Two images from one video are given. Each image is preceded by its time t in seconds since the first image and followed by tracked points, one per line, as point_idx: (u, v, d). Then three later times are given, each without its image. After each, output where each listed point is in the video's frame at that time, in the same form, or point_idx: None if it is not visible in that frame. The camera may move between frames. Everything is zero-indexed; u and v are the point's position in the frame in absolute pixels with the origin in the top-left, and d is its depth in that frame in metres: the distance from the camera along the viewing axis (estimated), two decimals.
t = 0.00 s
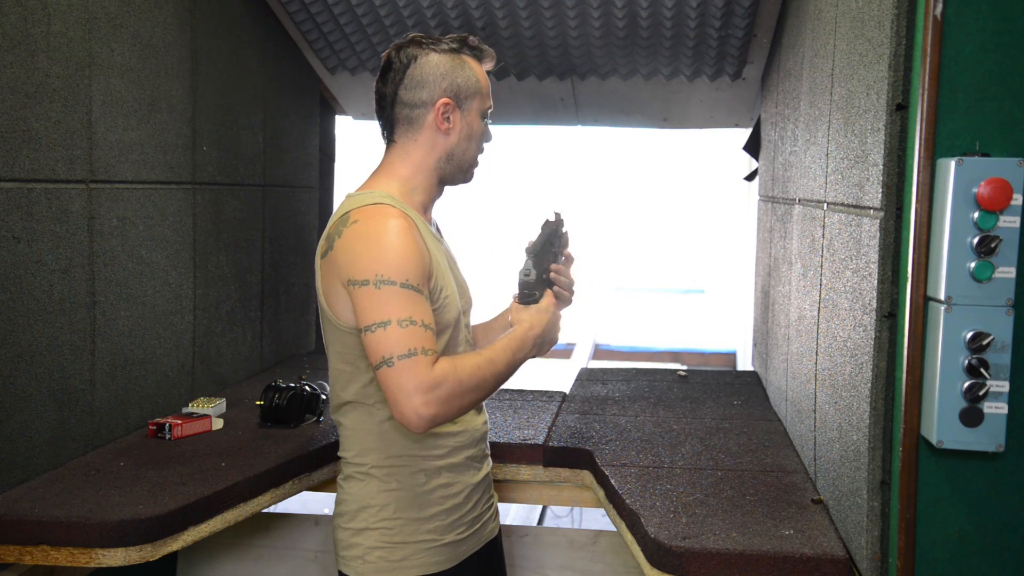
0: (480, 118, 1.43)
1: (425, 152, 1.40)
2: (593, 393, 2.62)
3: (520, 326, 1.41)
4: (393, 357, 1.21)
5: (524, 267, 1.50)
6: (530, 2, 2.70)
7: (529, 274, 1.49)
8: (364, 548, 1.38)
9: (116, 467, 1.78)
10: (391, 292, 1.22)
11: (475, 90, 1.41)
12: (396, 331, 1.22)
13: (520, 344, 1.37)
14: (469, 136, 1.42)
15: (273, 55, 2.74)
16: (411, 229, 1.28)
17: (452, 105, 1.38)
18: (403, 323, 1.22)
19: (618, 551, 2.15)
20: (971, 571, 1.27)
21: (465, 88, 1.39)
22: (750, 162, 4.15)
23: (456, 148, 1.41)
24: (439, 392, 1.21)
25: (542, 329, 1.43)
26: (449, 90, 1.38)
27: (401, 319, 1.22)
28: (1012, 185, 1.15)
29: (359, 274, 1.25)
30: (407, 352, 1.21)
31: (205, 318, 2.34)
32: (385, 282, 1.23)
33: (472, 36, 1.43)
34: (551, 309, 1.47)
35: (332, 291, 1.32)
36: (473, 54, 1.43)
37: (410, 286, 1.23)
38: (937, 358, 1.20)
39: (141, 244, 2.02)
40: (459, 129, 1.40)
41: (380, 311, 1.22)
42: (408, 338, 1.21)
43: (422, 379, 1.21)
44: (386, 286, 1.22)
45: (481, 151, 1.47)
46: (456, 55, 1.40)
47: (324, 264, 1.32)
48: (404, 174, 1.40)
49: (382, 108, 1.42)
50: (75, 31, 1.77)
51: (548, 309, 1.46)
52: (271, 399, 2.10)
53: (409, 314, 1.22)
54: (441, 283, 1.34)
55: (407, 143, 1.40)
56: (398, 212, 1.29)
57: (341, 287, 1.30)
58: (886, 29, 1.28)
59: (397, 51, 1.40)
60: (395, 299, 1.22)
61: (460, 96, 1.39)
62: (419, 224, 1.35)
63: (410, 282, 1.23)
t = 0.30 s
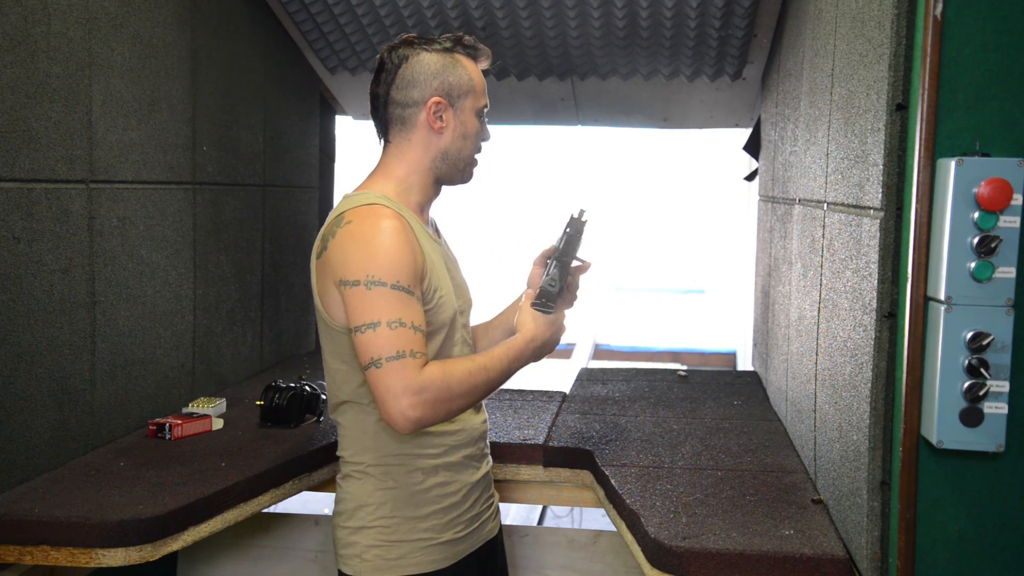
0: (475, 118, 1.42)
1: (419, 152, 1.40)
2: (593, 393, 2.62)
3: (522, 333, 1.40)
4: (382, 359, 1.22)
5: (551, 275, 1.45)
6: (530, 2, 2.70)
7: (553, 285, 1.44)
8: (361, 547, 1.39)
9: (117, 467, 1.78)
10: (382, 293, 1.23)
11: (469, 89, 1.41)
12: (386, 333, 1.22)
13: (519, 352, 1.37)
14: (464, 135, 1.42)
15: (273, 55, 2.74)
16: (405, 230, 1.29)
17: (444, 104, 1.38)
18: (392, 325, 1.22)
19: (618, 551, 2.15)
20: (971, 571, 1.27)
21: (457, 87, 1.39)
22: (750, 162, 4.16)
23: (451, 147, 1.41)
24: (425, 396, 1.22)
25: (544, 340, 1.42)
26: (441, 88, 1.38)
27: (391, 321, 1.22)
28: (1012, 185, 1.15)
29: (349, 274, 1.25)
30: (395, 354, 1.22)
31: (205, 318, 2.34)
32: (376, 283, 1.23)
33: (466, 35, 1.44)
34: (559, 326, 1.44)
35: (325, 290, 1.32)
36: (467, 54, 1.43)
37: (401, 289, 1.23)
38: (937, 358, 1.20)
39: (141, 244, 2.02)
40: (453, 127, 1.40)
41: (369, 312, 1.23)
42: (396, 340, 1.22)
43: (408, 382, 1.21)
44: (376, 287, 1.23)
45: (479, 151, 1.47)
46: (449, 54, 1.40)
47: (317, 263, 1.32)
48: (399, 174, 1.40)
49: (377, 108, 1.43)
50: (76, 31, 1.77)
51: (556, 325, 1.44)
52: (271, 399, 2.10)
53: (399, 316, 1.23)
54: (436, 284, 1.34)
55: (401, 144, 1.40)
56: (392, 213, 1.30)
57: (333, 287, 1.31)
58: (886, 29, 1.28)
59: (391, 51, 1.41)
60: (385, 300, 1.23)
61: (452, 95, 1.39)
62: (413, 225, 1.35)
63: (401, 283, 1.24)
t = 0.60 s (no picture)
0: (470, 117, 1.42)
1: (412, 152, 1.40)
2: (593, 393, 2.62)
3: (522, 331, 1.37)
4: (364, 359, 1.24)
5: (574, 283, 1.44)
6: (531, 2, 2.70)
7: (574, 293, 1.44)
8: (354, 544, 1.40)
9: (116, 467, 1.78)
10: (365, 294, 1.24)
11: (462, 88, 1.41)
12: (369, 334, 1.24)
13: (517, 350, 1.35)
14: (458, 134, 1.41)
15: (273, 55, 2.74)
16: (392, 230, 1.30)
17: (436, 103, 1.39)
18: (376, 325, 1.24)
19: (618, 551, 2.15)
20: (971, 571, 1.27)
21: (450, 86, 1.39)
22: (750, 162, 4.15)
23: (444, 146, 1.41)
24: (408, 396, 1.23)
25: (547, 341, 1.39)
26: (433, 88, 1.38)
27: (374, 321, 1.24)
28: (1012, 185, 1.15)
29: (334, 274, 1.27)
30: (378, 355, 1.23)
31: (205, 318, 2.34)
32: (360, 284, 1.25)
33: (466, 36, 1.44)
34: (567, 332, 1.42)
35: (315, 289, 1.35)
36: (464, 54, 1.43)
37: (384, 289, 1.24)
38: (937, 358, 1.20)
39: (141, 244, 2.02)
40: (445, 126, 1.40)
41: (353, 312, 1.25)
42: (379, 341, 1.24)
43: (391, 381, 1.23)
44: (359, 288, 1.24)
45: (477, 150, 1.46)
46: (444, 55, 1.41)
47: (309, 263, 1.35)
48: (394, 175, 1.41)
49: (373, 108, 1.44)
50: (75, 31, 1.77)
51: (563, 331, 1.41)
52: (271, 400, 2.10)
53: (382, 317, 1.24)
54: (426, 284, 1.35)
55: (395, 143, 1.41)
56: (380, 214, 1.31)
57: (321, 287, 1.33)
58: (887, 29, 1.28)
59: (388, 52, 1.42)
60: (369, 301, 1.24)
61: (444, 94, 1.39)
62: (405, 225, 1.36)
63: (384, 284, 1.25)
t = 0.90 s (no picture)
0: (460, 106, 1.42)
1: (405, 146, 1.41)
2: (593, 393, 2.62)
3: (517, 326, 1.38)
4: (355, 353, 1.25)
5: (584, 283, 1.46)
6: (531, 2, 2.70)
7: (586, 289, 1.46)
8: (352, 543, 1.40)
9: (116, 467, 1.78)
10: (355, 288, 1.25)
11: (448, 78, 1.41)
12: (359, 327, 1.25)
13: (509, 344, 1.35)
14: (450, 124, 1.41)
15: (273, 55, 2.74)
16: (385, 225, 1.30)
17: (422, 94, 1.40)
18: (366, 319, 1.25)
19: (618, 551, 2.15)
20: (971, 571, 1.27)
21: (434, 77, 1.40)
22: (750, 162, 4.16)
23: (436, 137, 1.41)
24: (397, 389, 1.24)
25: (545, 334, 1.40)
26: (417, 80, 1.40)
27: (364, 315, 1.25)
28: (1012, 185, 1.15)
29: (327, 271, 1.29)
30: (367, 349, 1.24)
31: (205, 318, 2.34)
32: (350, 278, 1.26)
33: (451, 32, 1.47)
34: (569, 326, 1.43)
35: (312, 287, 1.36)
36: (448, 46, 1.45)
37: (375, 283, 1.25)
38: (937, 358, 1.20)
39: (141, 244, 2.02)
40: (434, 118, 1.40)
41: (345, 307, 1.26)
42: (369, 334, 1.25)
43: (380, 375, 1.24)
44: (350, 282, 1.25)
45: (471, 139, 1.46)
46: (428, 49, 1.43)
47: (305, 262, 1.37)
48: (389, 172, 1.42)
49: (366, 111, 1.46)
50: (75, 31, 1.77)
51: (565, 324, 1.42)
52: (271, 400, 2.10)
53: (372, 311, 1.25)
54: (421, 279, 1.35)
55: (389, 140, 1.43)
56: (375, 210, 1.32)
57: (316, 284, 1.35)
58: (886, 29, 1.28)
59: (375, 54, 1.45)
60: (359, 295, 1.25)
61: (430, 85, 1.40)
62: (401, 221, 1.36)
63: (374, 278, 1.26)
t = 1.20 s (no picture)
0: (453, 119, 1.40)
1: (401, 152, 1.44)
2: (593, 393, 2.62)
3: (511, 320, 1.37)
4: (351, 351, 1.27)
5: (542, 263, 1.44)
6: (531, 2, 2.70)
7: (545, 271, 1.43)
8: (351, 543, 1.41)
9: (116, 467, 1.78)
10: (350, 287, 1.28)
11: (443, 89, 1.40)
12: (353, 325, 1.27)
13: (507, 339, 1.35)
14: (440, 136, 1.40)
15: (273, 55, 2.74)
16: (380, 225, 1.33)
17: (414, 104, 1.41)
18: (361, 317, 1.27)
19: (618, 551, 2.15)
20: (971, 571, 1.27)
21: (428, 87, 1.40)
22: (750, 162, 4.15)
23: (425, 148, 1.42)
24: (391, 386, 1.26)
25: (536, 327, 1.39)
26: (413, 89, 1.41)
27: (359, 313, 1.27)
28: (1012, 185, 1.15)
29: (323, 270, 1.31)
30: (362, 347, 1.26)
31: (205, 318, 2.34)
32: (345, 277, 1.28)
33: (478, 38, 1.43)
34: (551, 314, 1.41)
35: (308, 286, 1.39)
36: (462, 55, 1.41)
37: (370, 281, 1.27)
38: (937, 358, 1.20)
39: (141, 244, 2.02)
40: (427, 127, 1.41)
41: (341, 305, 1.28)
42: (363, 332, 1.27)
43: (375, 372, 1.26)
44: (346, 281, 1.28)
45: (469, 154, 1.42)
46: (438, 57, 1.41)
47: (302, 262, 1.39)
48: (385, 175, 1.45)
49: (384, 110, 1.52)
50: (75, 31, 1.77)
51: (547, 313, 1.41)
52: (271, 400, 2.10)
53: (367, 309, 1.27)
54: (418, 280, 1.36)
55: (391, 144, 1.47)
56: (371, 211, 1.34)
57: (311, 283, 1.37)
58: (887, 29, 1.28)
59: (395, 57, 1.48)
60: (353, 294, 1.27)
61: (423, 95, 1.40)
62: (399, 223, 1.38)
63: (369, 276, 1.28)
